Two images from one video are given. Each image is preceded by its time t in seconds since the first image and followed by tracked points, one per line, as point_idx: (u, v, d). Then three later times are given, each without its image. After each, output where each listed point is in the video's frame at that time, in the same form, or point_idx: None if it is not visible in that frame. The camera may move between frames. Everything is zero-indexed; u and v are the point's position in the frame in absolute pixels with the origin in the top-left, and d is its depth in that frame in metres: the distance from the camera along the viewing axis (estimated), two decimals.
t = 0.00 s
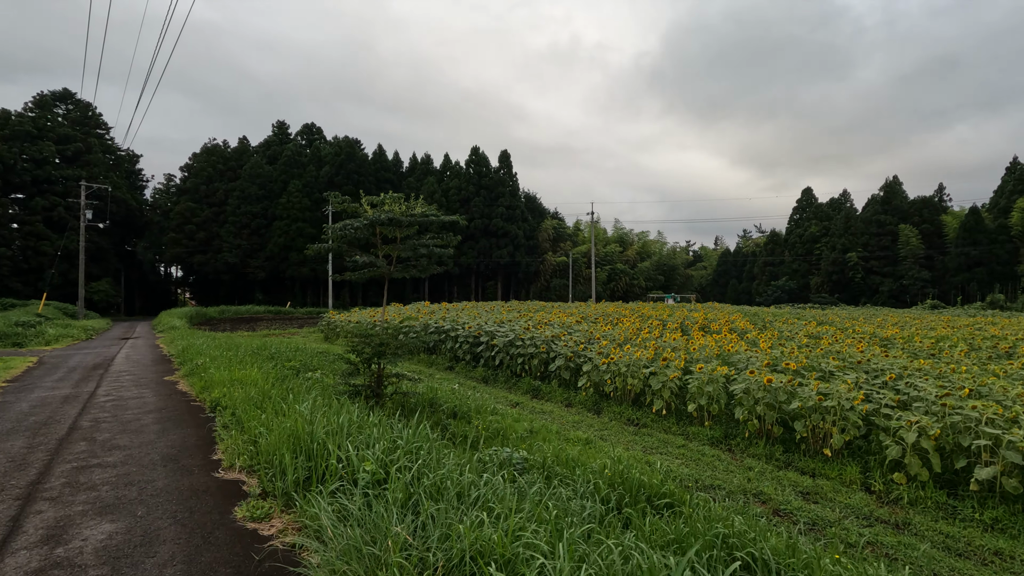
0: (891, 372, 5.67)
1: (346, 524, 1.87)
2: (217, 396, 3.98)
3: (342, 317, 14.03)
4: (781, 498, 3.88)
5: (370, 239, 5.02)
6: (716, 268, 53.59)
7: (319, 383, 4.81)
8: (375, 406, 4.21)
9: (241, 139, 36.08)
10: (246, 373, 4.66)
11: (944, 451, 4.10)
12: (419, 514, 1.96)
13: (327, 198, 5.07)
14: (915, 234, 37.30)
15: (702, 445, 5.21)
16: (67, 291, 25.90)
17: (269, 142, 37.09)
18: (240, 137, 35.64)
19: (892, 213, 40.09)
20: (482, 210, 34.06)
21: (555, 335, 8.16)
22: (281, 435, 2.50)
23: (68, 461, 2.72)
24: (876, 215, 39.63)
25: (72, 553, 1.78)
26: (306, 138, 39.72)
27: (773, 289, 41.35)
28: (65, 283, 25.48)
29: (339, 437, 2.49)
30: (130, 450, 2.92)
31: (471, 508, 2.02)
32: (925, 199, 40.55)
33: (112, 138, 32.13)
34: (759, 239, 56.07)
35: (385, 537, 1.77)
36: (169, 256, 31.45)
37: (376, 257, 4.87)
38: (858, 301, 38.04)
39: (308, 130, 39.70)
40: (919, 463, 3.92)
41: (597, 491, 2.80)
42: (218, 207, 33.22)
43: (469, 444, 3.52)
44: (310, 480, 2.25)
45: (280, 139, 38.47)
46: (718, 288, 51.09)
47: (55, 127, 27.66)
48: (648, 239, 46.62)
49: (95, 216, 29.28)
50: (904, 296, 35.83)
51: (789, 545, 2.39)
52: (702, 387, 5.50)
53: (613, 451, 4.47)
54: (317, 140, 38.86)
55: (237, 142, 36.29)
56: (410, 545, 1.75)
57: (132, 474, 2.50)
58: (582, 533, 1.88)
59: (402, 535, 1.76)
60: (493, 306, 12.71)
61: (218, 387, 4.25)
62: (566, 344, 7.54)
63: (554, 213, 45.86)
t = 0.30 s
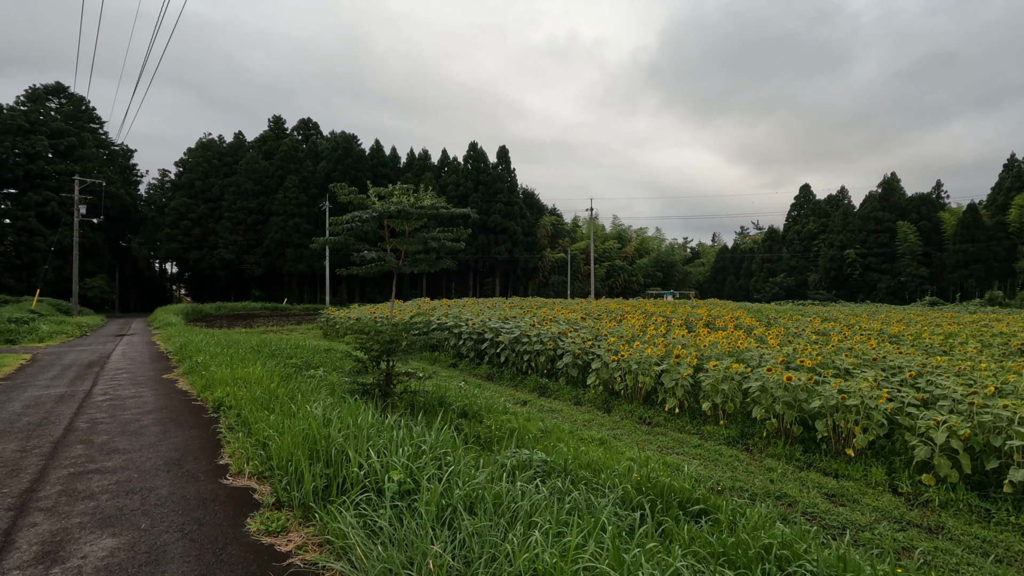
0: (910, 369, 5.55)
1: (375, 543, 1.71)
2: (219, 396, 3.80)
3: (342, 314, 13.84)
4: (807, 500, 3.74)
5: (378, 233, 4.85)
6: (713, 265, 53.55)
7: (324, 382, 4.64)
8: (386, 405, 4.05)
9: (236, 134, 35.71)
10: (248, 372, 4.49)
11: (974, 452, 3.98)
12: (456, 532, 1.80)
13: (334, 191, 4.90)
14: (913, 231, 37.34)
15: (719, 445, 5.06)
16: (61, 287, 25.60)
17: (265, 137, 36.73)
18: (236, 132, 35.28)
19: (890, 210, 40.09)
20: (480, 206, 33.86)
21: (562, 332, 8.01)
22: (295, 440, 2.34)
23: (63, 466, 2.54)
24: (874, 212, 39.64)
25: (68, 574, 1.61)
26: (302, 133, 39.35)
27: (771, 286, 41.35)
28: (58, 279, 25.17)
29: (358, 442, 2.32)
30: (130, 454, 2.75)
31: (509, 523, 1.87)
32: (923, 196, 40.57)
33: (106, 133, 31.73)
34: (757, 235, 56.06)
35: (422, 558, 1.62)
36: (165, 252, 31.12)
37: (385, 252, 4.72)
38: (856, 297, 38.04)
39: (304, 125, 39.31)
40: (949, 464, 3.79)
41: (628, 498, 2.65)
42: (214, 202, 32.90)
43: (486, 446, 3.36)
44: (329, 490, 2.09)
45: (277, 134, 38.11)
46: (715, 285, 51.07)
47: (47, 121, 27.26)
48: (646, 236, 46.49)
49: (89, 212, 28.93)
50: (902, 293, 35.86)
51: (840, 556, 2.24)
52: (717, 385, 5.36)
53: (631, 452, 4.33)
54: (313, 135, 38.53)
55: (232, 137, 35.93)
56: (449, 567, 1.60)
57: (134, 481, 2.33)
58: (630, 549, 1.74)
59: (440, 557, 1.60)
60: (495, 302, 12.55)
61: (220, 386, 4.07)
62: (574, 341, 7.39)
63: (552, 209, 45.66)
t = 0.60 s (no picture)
0: (927, 369, 5.43)
1: None
2: (222, 400, 3.64)
3: (341, 312, 13.66)
4: (833, 507, 3.62)
5: (384, 229, 4.70)
6: (711, 262, 53.51)
7: (330, 384, 4.48)
8: (396, 410, 3.91)
9: (232, 130, 35.36)
10: (251, 374, 4.32)
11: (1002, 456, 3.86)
12: (497, 562, 1.68)
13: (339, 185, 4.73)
14: (910, 228, 37.34)
15: (735, 448, 4.93)
16: (54, 285, 25.30)
17: (260, 133, 36.40)
18: (231, 128, 34.92)
19: (888, 207, 40.12)
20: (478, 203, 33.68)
21: (568, 330, 7.87)
22: (310, 452, 2.20)
23: (58, 479, 2.38)
24: (871, 209, 39.67)
25: None
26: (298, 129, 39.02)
27: (769, 283, 41.34)
28: (51, 276, 24.85)
29: (377, 455, 2.18)
30: (130, 465, 2.58)
31: (552, 550, 1.73)
32: (920, 193, 40.60)
33: (99, 129, 31.36)
34: (754, 233, 56.06)
35: None
36: (160, 249, 30.81)
37: (393, 249, 4.59)
38: (854, 294, 38.06)
39: (300, 121, 38.97)
40: (978, 469, 3.67)
41: (659, 511, 2.53)
42: (209, 199, 32.57)
43: (502, 452, 3.23)
44: (350, 509, 1.94)
45: (273, 130, 37.77)
46: (713, 282, 51.03)
47: (40, 116, 26.88)
48: (644, 233, 46.37)
49: (83, 208, 28.59)
50: (899, 290, 35.89)
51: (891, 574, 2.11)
52: (731, 386, 5.24)
53: (648, 456, 4.20)
54: (310, 131, 38.20)
55: (227, 133, 35.57)
56: None
57: (134, 497, 2.17)
58: None
59: None
60: (496, 300, 12.40)
61: (223, 389, 3.90)
62: (581, 340, 7.25)
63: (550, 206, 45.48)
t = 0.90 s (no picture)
0: (947, 367, 5.28)
1: None
2: (219, 400, 3.45)
3: (339, 309, 13.46)
4: (861, 511, 3.46)
5: (389, 222, 4.52)
6: (709, 260, 53.40)
7: (332, 383, 4.29)
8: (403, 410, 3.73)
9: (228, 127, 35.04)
10: (250, 372, 4.13)
11: None
12: None
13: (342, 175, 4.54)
14: (909, 226, 37.28)
15: (751, 448, 4.76)
16: (48, 282, 24.98)
17: (257, 130, 36.08)
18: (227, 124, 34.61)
19: (886, 205, 40.04)
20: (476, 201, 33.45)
21: (573, 328, 7.70)
22: (317, 460, 2.01)
23: (41, 487, 2.18)
24: (870, 208, 39.59)
25: None
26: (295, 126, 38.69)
27: (767, 282, 41.27)
28: (44, 274, 24.52)
29: (392, 463, 2.01)
30: (120, 470, 2.39)
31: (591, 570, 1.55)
32: (919, 192, 40.54)
33: (93, 125, 31.01)
34: (752, 231, 56.01)
35: None
36: (155, 247, 30.50)
37: (398, 241, 4.44)
38: (852, 293, 38.00)
39: (297, 118, 38.66)
40: (1011, 472, 3.51)
41: (692, 519, 2.36)
42: (205, 196, 32.26)
43: (518, 455, 3.05)
44: (361, 524, 1.77)
45: (269, 127, 37.46)
46: (711, 280, 50.91)
47: (33, 112, 26.52)
48: (642, 231, 46.16)
49: (76, 205, 28.25)
50: (898, 288, 35.82)
51: None
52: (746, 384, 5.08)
53: (666, 458, 4.03)
54: (306, 128, 37.90)
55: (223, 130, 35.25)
56: None
57: (124, 508, 1.98)
58: None
59: None
60: (498, 297, 12.22)
61: (220, 389, 3.71)
62: (587, 337, 7.08)
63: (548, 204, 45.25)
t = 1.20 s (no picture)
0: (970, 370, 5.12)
1: None
2: (219, 409, 3.26)
3: (339, 309, 13.27)
4: (896, 525, 3.28)
5: (396, 219, 4.34)
6: (709, 259, 53.27)
7: (335, 391, 4.10)
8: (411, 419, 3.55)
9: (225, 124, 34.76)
10: (252, 378, 3.94)
11: None
12: None
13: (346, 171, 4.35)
14: (909, 225, 37.16)
15: (772, 455, 4.58)
16: (43, 281, 24.74)
17: (254, 128, 35.81)
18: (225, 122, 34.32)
19: (887, 203, 39.92)
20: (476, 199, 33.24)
21: (581, 329, 7.51)
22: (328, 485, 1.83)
23: (23, 510, 1.99)
24: (871, 206, 39.47)
25: None
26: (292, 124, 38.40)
27: (767, 280, 41.18)
28: (40, 273, 24.25)
29: (412, 488, 1.82)
30: (111, 490, 2.20)
31: None
32: (919, 190, 40.41)
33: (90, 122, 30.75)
34: (752, 229, 55.90)
35: None
36: (152, 245, 30.24)
37: (406, 241, 4.27)
38: (852, 291, 37.91)
39: (295, 115, 38.37)
40: None
41: (732, 544, 2.20)
42: (202, 194, 31.99)
43: (537, 469, 2.88)
44: (379, 559, 1.59)
45: (267, 124, 37.17)
46: (711, 278, 50.76)
47: (28, 109, 26.19)
48: (642, 229, 45.96)
49: (72, 203, 27.99)
50: (898, 287, 35.70)
51: None
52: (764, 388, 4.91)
53: (689, 470, 3.85)
54: (305, 125, 37.62)
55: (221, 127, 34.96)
56: None
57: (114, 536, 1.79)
58: None
59: None
60: (500, 297, 12.04)
61: (218, 396, 3.51)
62: (596, 338, 6.90)
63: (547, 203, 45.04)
